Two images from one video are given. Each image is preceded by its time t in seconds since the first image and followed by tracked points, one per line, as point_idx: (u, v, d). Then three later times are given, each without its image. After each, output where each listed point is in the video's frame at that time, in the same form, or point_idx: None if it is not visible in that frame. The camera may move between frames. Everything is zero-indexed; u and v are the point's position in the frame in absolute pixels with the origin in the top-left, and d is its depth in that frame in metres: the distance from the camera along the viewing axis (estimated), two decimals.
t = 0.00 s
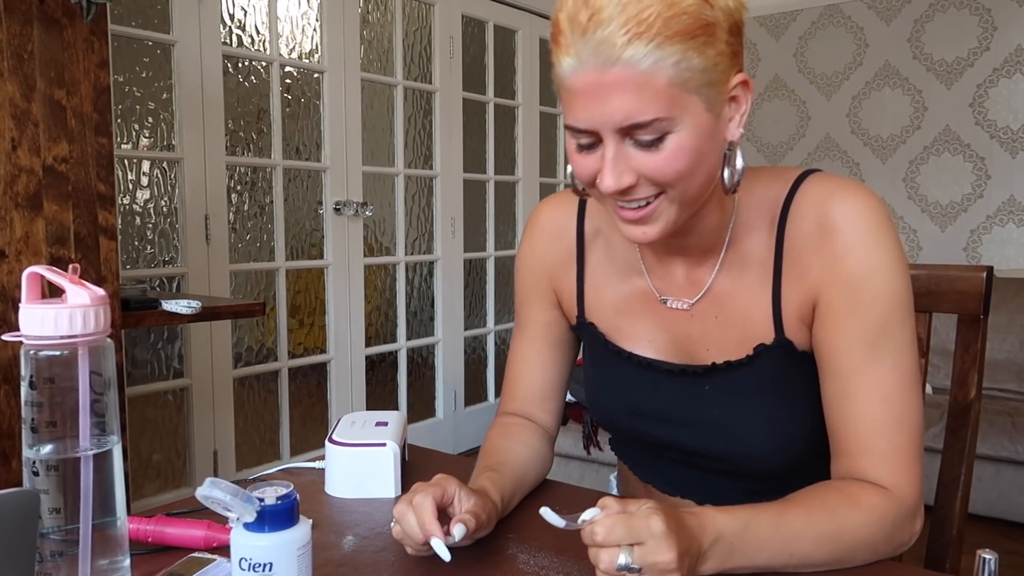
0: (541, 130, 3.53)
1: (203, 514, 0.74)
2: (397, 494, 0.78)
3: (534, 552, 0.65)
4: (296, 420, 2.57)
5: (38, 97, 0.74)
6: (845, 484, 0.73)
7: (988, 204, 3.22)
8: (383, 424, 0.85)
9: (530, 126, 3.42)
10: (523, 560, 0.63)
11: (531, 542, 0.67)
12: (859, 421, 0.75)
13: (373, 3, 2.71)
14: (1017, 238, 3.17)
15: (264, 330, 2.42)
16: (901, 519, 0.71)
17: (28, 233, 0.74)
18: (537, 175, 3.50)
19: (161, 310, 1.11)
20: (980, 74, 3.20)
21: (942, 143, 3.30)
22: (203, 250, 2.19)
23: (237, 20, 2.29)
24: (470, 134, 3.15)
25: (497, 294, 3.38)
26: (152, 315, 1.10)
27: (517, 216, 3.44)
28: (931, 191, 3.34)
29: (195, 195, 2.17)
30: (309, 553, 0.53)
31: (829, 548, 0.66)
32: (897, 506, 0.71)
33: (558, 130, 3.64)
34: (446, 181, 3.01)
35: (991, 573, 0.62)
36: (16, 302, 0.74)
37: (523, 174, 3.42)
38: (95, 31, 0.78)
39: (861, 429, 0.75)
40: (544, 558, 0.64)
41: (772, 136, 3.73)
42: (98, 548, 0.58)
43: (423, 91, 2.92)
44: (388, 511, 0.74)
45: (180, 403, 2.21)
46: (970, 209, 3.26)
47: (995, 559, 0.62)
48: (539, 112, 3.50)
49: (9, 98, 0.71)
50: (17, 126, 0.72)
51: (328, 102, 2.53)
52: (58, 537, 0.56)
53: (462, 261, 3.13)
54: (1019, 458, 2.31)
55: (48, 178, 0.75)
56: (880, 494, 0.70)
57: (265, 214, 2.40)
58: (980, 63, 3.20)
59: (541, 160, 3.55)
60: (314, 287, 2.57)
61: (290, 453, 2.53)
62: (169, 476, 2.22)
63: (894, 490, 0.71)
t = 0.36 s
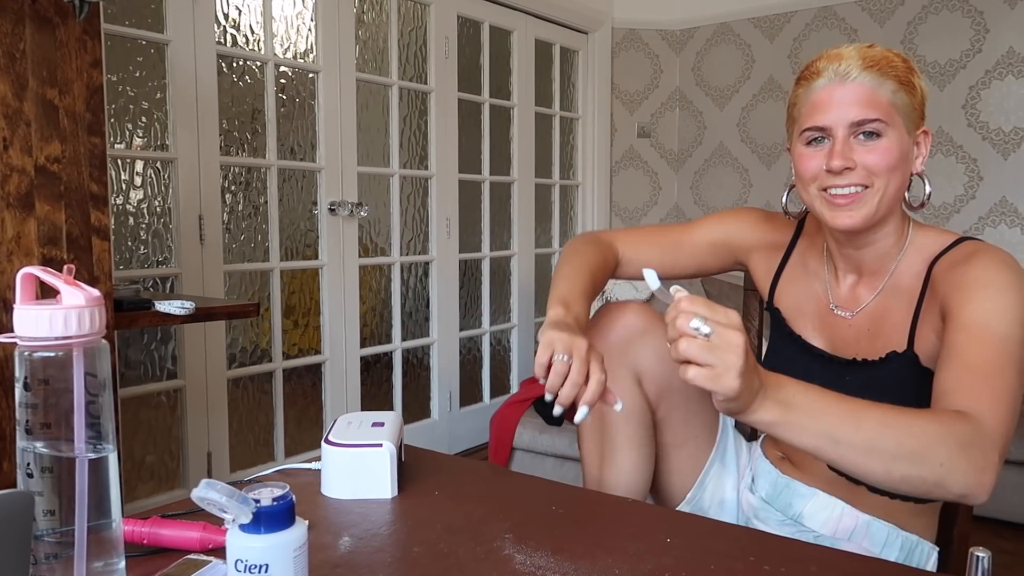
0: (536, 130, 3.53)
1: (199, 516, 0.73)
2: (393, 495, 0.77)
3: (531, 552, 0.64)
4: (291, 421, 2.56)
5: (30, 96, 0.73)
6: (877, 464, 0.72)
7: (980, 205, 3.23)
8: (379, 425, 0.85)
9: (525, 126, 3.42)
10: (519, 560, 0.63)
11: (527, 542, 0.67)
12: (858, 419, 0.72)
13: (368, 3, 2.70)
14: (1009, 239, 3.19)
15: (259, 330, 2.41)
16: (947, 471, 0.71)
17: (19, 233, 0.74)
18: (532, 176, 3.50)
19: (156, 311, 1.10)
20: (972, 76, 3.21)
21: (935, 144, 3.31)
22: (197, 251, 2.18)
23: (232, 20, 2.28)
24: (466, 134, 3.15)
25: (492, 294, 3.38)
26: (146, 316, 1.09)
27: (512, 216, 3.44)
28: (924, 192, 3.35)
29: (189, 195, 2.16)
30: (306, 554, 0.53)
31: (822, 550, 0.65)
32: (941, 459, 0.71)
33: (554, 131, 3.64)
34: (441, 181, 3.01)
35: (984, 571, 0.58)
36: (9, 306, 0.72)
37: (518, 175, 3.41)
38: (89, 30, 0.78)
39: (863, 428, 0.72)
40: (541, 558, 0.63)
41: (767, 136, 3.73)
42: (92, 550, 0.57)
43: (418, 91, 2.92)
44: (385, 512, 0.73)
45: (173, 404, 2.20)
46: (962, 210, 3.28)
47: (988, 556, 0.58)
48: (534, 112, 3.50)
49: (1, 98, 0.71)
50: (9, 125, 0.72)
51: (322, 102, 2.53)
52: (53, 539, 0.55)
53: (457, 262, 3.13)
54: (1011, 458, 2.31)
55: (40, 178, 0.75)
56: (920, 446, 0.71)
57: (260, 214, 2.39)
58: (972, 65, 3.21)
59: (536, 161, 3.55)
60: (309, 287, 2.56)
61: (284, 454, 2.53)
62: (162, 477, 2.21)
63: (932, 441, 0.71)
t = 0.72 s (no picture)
0: (528, 130, 3.53)
1: (188, 517, 0.73)
2: (384, 496, 0.76)
3: (523, 551, 0.64)
4: (282, 420, 2.55)
5: (15, 94, 0.72)
6: (836, 423, 0.75)
7: (967, 206, 3.25)
8: (371, 425, 0.84)
9: (517, 126, 3.42)
10: (511, 560, 0.62)
11: (519, 542, 0.66)
12: (820, 383, 0.75)
13: (360, 2, 2.69)
14: (996, 239, 3.20)
15: (249, 330, 2.40)
16: (900, 429, 0.74)
17: (5, 232, 0.73)
18: (524, 176, 3.50)
19: (145, 311, 1.09)
20: (959, 78, 3.23)
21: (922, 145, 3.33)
22: (187, 250, 2.17)
23: (222, 18, 2.26)
24: (458, 134, 3.14)
25: (484, 294, 3.37)
26: (135, 316, 1.08)
27: (504, 216, 3.43)
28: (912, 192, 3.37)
29: (179, 194, 2.14)
30: (296, 556, 0.52)
31: (815, 547, 0.65)
32: (894, 417, 0.74)
33: (546, 131, 3.64)
34: (433, 181, 3.00)
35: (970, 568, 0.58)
36: None
37: (509, 174, 3.41)
38: (76, 27, 0.77)
39: (824, 391, 0.75)
40: (532, 558, 0.63)
41: (758, 136, 3.74)
42: (80, 553, 0.56)
43: (410, 91, 2.91)
44: (376, 512, 0.73)
45: (163, 404, 2.19)
46: (949, 211, 3.29)
47: (974, 553, 0.58)
48: (526, 112, 3.50)
49: None
50: None
51: (313, 101, 2.52)
52: (39, 541, 0.55)
53: (449, 262, 3.13)
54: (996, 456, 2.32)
55: (26, 177, 0.74)
56: (877, 406, 0.74)
57: (250, 213, 2.37)
58: (959, 66, 3.23)
59: (528, 161, 3.55)
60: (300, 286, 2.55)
61: (275, 455, 2.51)
62: (152, 478, 2.19)
63: (886, 402, 0.74)
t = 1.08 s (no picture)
0: (527, 130, 3.53)
1: (185, 519, 0.72)
2: (381, 497, 0.76)
3: (520, 552, 0.64)
4: (281, 421, 2.54)
5: (15, 94, 0.72)
6: (837, 426, 0.75)
7: (965, 206, 3.25)
8: (368, 426, 0.84)
9: (516, 127, 3.42)
10: (509, 560, 0.62)
11: (517, 542, 0.66)
12: (820, 383, 0.75)
13: (359, 2, 2.69)
14: (994, 240, 3.20)
15: (248, 331, 2.40)
16: (899, 423, 0.75)
17: (4, 232, 0.73)
18: (524, 176, 3.50)
19: (143, 311, 1.09)
20: (957, 79, 3.23)
21: (921, 146, 3.33)
22: (186, 251, 2.17)
23: (221, 18, 2.26)
24: (457, 134, 3.14)
25: (483, 294, 3.37)
26: (133, 317, 1.08)
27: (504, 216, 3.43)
28: (910, 193, 3.37)
29: (177, 194, 2.14)
30: (293, 556, 0.52)
31: (814, 547, 0.65)
32: (894, 412, 0.75)
33: (545, 131, 3.64)
34: (432, 181, 3.00)
35: (967, 569, 0.57)
36: None
37: (509, 175, 3.41)
38: (75, 26, 0.77)
39: (824, 392, 0.75)
40: (530, 558, 0.63)
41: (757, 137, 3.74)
42: (76, 554, 0.56)
43: (409, 91, 2.91)
44: (374, 513, 0.73)
45: (161, 405, 2.18)
46: (947, 211, 3.29)
47: (971, 553, 0.57)
48: (525, 113, 3.50)
49: None
50: None
51: (312, 101, 2.52)
52: (34, 544, 0.54)
53: (448, 262, 3.12)
54: (994, 456, 2.32)
55: (24, 177, 0.74)
56: (876, 405, 0.75)
57: (249, 214, 2.37)
58: (957, 67, 3.23)
59: (527, 161, 3.55)
60: (299, 287, 2.55)
61: (274, 455, 2.51)
62: (150, 479, 2.19)
63: (884, 398, 0.75)
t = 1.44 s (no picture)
0: (530, 130, 3.53)
1: (190, 518, 0.73)
2: (385, 496, 0.76)
3: (524, 551, 0.64)
4: (285, 421, 2.55)
5: (19, 95, 0.72)
6: (817, 411, 0.78)
7: (968, 205, 3.24)
8: (372, 425, 0.84)
9: (519, 126, 3.42)
10: (512, 560, 0.62)
11: (521, 542, 0.66)
12: (798, 373, 0.78)
13: (362, 2, 2.69)
14: (998, 239, 3.19)
15: (252, 331, 2.40)
16: (876, 406, 0.79)
17: (9, 233, 0.73)
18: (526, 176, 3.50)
19: (148, 311, 1.09)
20: (961, 77, 3.22)
21: (925, 145, 3.32)
22: (190, 251, 2.17)
23: (224, 18, 2.26)
24: (460, 134, 3.14)
25: (487, 294, 3.37)
26: (137, 317, 1.08)
27: (507, 217, 3.43)
28: (914, 192, 3.36)
29: (181, 195, 2.15)
30: (296, 556, 0.52)
31: (815, 546, 0.65)
32: (871, 398, 0.78)
33: (548, 131, 3.64)
34: (435, 181, 3.00)
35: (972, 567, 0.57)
36: None
37: (512, 175, 3.41)
38: (78, 27, 0.77)
39: (803, 380, 0.78)
40: (534, 558, 0.63)
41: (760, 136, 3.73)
42: (80, 553, 0.56)
43: (412, 91, 2.91)
44: (378, 513, 0.73)
45: (166, 405, 2.19)
46: (951, 210, 3.28)
47: (976, 552, 0.57)
48: (529, 112, 3.50)
49: None
50: None
51: (316, 101, 2.52)
52: (39, 542, 0.55)
53: (451, 262, 3.13)
54: (999, 455, 2.32)
55: (28, 178, 0.74)
56: (854, 393, 0.78)
57: (253, 214, 2.38)
58: (961, 66, 3.22)
59: (530, 161, 3.55)
60: (303, 287, 2.55)
61: (278, 455, 2.52)
62: (155, 479, 2.19)
63: (862, 384, 0.78)
